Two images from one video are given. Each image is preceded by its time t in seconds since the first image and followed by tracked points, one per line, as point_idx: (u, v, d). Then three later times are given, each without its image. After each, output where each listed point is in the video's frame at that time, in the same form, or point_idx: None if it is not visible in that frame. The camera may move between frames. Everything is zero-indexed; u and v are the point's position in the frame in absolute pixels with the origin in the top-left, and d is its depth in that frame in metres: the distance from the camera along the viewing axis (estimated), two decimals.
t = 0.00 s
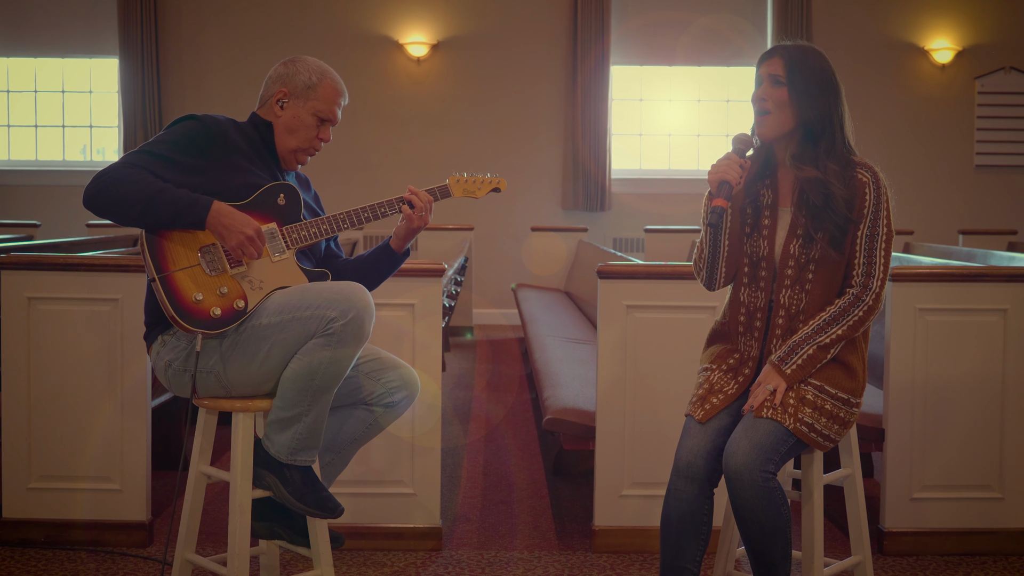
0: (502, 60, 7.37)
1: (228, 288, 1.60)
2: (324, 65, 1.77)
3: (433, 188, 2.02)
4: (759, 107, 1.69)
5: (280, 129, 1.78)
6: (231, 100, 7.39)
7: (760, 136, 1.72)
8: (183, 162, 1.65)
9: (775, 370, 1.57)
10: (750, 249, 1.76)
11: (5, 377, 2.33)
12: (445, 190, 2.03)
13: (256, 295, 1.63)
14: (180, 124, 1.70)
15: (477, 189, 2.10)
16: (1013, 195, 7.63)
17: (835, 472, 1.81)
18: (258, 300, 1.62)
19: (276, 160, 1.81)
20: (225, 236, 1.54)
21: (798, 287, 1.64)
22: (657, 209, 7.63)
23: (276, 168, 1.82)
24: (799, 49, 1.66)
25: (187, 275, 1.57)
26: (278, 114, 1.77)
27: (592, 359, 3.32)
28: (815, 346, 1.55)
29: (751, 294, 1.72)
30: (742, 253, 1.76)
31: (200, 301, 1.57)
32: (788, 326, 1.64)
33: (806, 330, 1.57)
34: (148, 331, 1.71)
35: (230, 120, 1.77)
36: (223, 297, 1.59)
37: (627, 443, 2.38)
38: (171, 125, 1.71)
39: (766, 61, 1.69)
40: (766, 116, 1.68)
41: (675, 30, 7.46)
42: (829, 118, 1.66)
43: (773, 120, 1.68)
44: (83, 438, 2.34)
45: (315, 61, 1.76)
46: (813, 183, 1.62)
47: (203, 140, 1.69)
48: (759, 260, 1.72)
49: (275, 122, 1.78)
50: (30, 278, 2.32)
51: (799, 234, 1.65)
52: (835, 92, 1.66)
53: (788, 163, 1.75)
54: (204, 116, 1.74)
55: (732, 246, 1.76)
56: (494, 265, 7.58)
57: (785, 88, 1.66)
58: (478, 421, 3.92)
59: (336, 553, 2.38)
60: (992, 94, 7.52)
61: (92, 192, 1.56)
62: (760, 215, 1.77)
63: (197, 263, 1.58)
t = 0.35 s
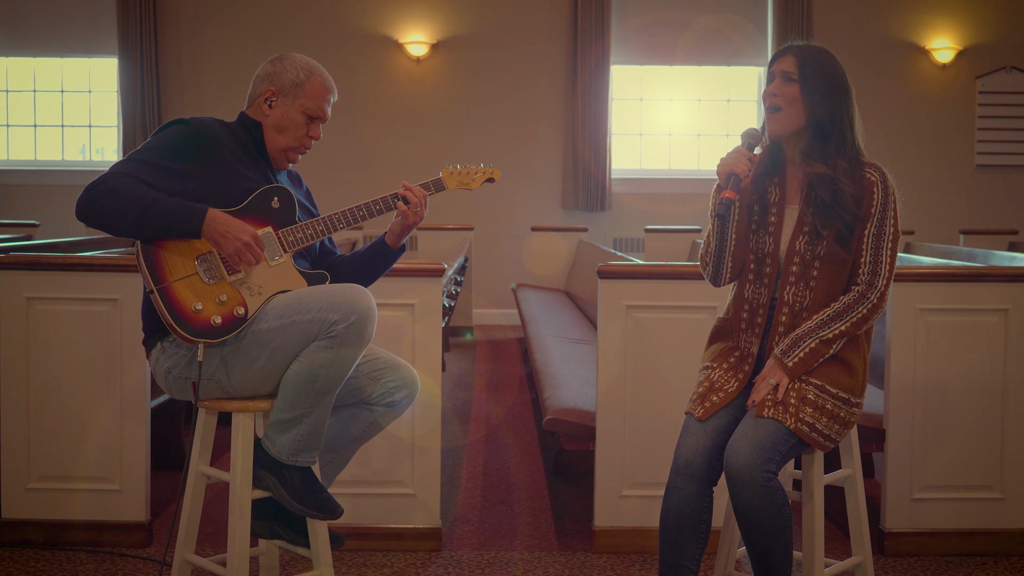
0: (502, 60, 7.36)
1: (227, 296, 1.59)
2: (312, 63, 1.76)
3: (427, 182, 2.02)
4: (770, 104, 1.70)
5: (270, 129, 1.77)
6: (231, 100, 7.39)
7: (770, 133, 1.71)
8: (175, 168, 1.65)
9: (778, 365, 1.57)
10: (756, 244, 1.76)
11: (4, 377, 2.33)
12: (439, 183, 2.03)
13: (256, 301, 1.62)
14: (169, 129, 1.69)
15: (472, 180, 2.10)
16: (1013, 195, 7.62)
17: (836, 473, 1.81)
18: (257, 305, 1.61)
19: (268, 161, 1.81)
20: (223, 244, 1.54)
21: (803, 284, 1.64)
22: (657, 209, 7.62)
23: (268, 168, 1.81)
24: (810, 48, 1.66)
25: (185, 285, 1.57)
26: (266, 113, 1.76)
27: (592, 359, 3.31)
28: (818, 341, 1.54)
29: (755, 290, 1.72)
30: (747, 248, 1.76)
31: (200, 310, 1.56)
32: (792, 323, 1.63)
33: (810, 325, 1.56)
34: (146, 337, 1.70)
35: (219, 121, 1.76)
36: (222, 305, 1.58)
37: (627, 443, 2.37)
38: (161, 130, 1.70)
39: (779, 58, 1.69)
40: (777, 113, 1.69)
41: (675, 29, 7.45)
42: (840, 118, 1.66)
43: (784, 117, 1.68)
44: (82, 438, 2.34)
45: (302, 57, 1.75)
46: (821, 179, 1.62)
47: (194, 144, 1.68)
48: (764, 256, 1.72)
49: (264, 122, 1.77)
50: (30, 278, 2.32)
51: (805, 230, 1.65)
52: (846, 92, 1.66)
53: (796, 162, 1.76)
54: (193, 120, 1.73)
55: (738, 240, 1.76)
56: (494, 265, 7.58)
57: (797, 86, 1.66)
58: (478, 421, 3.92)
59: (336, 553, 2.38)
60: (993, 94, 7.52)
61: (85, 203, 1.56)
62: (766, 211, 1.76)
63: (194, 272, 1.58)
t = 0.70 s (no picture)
0: (502, 59, 7.36)
1: (232, 304, 1.58)
2: (309, 63, 1.75)
3: (427, 178, 2.01)
4: (783, 103, 1.70)
5: (267, 132, 1.77)
6: (231, 100, 7.38)
7: (783, 131, 1.71)
8: (173, 172, 1.64)
9: (782, 360, 1.57)
10: (761, 241, 1.75)
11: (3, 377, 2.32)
12: (439, 178, 2.03)
13: (260, 309, 1.61)
14: (167, 133, 1.68)
15: (473, 174, 2.09)
16: (1013, 195, 7.62)
17: (836, 474, 1.80)
18: (261, 312, 1.61)
19: (266, 163, 1.80)
20: (227, 252, 1.54)
21: (808, 281, 1.63)
22: (658, 209, 7.61)
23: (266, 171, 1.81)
24: (824, 50, 1.67)
25: (190, 294, 1.56)
26: (263, 115, 1.76)
27: (592, 359, 3.31)
28: (823, 339, 1.54)
29: (759, 288, 1.72)
30: (752, 245, 1.75)
31: (206, 319, 1.56)
32: (796, 320, 1.62)
33: (815, 322, 1.56)
34: (149, 341, 1.70)
35: (217, 123, 1.76)
36: (227, 313, 1.57)
37: (628, 443, 2.37)
38: (158, 135, 1.69)
39: (793, 58, 1.70)
40: (790, 111, 1.69)
41: (675, 29, 7.44)
42: (853, 118, 1.67)
43: (797, 115, 1.68)
44: (80, 438, 2.33)
45: (298, 57, 1.74)
46: (830, 176, 1.62)
47: (193, 147, 1.68)
48: (770, 253, 1.71)
49: (261, 124, 1.77)
50: (28, 278, 2.32)
51: (813, 226, 1.64)
52: (859, 93, 1.67)
53: (806, 161, 1.76)
54: (188, 122, 1.72)
55: (746, 237, 1.74)
56: (494, 264, 7.57)
57: (812, 85, 1.66)
58: (478, 422, 3.91)
59: (335, 553, 2.38)
60: (994, 93, 7.51)
61: (86, 213, 1.55)
62: (773, 209, 1.75)
63: (198, 280, 1.57)
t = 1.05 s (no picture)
0: (502, 59, 7.35)
1: (231, 308, 1.58)
2: (303, 63, 1.73)
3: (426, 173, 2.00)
4: (799, 99, 1.70)
5: (262, 135, 1.76)
6: (231, 100, 7.38)
7: (796, 128, 1.71)
8: (170, 175, 1.64)
9: (787, 356, 1.57)
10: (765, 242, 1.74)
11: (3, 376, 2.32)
12: (439, 174, 2.02)
13: (258, 311, 1.61)
14: (162, 136, 1.67)
15: (472, 169, 2.09)
16: (1014, 195, 7.61)
17: (837, 474, 1.79)
18: (260, 313, 1.61)
19: (262, 164, 1.80)
20: (225, 256, 1.54)
21: (814, 280, 1.63)
22: (658, 209, 7.61)
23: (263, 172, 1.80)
24: (843, 53, 1.68)
25: (188, 298, 1.55)
26: (257, 118, 1.75)
27: (592, 359, 3.31)
28: (829, 336, 1.54)
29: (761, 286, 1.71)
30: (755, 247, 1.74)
31: (204, 324, 1.55)
32: (801, 318, 1.62)
33: (820, 319, 1.56)
34: (148, 343, 1.70)
35: (213, 124, 1.75)
36: (226, 317, 1.57)
37: (628, 444, 2.36)
38: (153, 137, 1.68)
39: (812, 58, 1.71)
40: (806, 107, 1.69)
41: (676, 28, 7.44)
42: (867, 121, 1.68)
43: (813, 112, 1.68)
44: (80, 438, 2.33)
45: (290, 58, 1.72)
46: (842, 174, 1.63)
47: (189, 148, 1.67)
48: (773, 252, 1.71)
49: (256, 127, 1.76)
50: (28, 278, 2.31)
51: (820, 223, 1.64)
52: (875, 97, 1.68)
53: (815, 162, 1.76)
54: (184, 125, 1.72)
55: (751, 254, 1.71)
56: (494, 264, 7.57)
57: (831, 84, 1.67)
58: (478, 422, 3.91)
59: (335, 554, 2.37)
60: (995, 93, 7.51)
61: (82, 218, 1.55)
62: (778, 210, 1.75)
63: (196, 284, 1.56)
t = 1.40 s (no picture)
0: (502, 58, 7.34)
1: (229, 310, 1.57)
2: (294, 64, 1.70)
3: (425, 171, 2.00)
4: (806, 100, 1.69)
5: (255, 136, 1.75)
6: (232, 99, 7.38)
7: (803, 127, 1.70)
8: (166, 177, 1.64)
9: (787, 353, 1.56)
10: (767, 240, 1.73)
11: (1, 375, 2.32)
12: (437, 172, 2.02)
13: (257, 311, 1.61)
14: (158, 137, 1.67)
15: (471, 165, 2.09)
16: (1014, 195, 7.60)
17: (838, 475, 1.79)
18: (259, 315, 1.60)
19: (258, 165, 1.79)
20: (221, 259, 1.53)
21: (815, 278, 1.62)
22: (658, 209, 7.60)
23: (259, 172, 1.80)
24: (851, 54, 1.68)
25: (185, 301, 1.55)
26: (250, 120, 1.74)
27: (592, 359, 3.30)
28: (830, 333, 1.54)
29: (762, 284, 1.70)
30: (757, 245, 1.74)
31: (202, 326, 1.55)
32: (802, 316, 1.61)
33: (821, 317, 1.56)
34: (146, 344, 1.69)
35: (208, 124, 1.75)
36: (224, 319, 1.57)
37: (628, 444, 2.36)
38: (149, 139, 1.68)
39: (819, 58, 1.70)
40: (814, 107, 1.68)
41: (676, 28, 7.43)
42: (874, 122, 1.68)
43: (820, 112, 1.67)
44: (79, 438, 2.33)
45: (280, 59, 1.70)
46: (847, 173, 1.63)
47: (185, 149, 1.67)
48: (775, 250, 1.70)
49: (249, 128, 1.75)
50: (27, 278, 2.31)
51: (824, 222, 1.64)
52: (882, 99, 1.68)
53: (819, 162, 1.75)
54: (179, 125, 1.71)
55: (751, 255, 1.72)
56: (494, 264, 7.56)
57: (839, 85, 1.67)
58: (478, 422, 3.90)
59: (335, 554, 2.37)
60: (996, 93, 7.50)
61: (80, 221, 1.55)
62: (780, 208, 1.74)
63: (193, 287, 1.56)
